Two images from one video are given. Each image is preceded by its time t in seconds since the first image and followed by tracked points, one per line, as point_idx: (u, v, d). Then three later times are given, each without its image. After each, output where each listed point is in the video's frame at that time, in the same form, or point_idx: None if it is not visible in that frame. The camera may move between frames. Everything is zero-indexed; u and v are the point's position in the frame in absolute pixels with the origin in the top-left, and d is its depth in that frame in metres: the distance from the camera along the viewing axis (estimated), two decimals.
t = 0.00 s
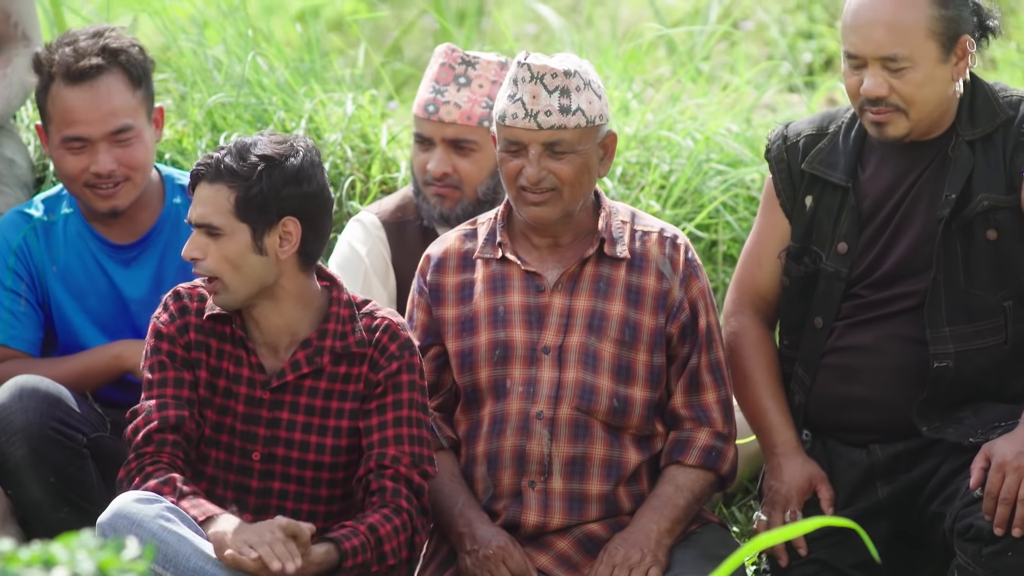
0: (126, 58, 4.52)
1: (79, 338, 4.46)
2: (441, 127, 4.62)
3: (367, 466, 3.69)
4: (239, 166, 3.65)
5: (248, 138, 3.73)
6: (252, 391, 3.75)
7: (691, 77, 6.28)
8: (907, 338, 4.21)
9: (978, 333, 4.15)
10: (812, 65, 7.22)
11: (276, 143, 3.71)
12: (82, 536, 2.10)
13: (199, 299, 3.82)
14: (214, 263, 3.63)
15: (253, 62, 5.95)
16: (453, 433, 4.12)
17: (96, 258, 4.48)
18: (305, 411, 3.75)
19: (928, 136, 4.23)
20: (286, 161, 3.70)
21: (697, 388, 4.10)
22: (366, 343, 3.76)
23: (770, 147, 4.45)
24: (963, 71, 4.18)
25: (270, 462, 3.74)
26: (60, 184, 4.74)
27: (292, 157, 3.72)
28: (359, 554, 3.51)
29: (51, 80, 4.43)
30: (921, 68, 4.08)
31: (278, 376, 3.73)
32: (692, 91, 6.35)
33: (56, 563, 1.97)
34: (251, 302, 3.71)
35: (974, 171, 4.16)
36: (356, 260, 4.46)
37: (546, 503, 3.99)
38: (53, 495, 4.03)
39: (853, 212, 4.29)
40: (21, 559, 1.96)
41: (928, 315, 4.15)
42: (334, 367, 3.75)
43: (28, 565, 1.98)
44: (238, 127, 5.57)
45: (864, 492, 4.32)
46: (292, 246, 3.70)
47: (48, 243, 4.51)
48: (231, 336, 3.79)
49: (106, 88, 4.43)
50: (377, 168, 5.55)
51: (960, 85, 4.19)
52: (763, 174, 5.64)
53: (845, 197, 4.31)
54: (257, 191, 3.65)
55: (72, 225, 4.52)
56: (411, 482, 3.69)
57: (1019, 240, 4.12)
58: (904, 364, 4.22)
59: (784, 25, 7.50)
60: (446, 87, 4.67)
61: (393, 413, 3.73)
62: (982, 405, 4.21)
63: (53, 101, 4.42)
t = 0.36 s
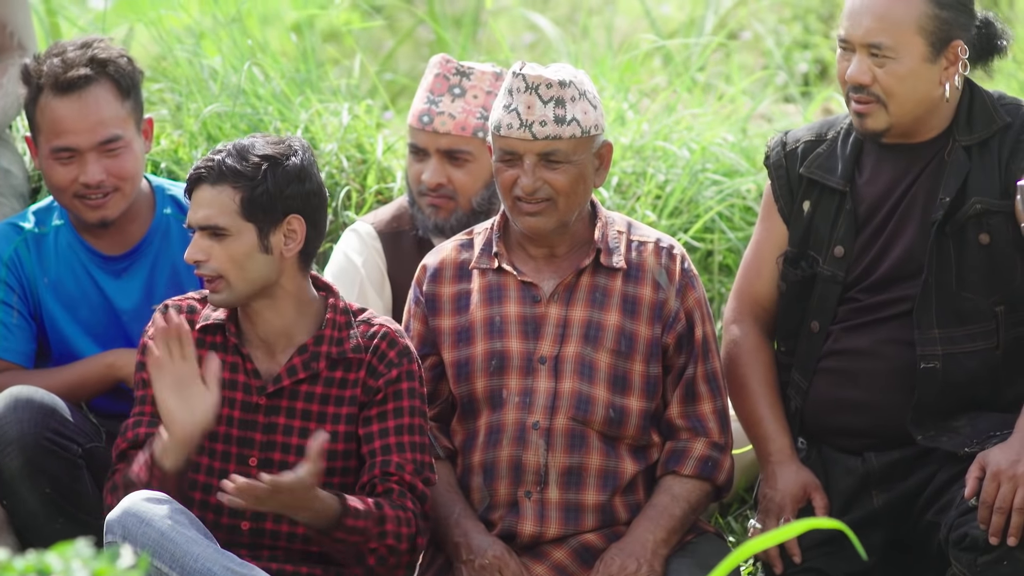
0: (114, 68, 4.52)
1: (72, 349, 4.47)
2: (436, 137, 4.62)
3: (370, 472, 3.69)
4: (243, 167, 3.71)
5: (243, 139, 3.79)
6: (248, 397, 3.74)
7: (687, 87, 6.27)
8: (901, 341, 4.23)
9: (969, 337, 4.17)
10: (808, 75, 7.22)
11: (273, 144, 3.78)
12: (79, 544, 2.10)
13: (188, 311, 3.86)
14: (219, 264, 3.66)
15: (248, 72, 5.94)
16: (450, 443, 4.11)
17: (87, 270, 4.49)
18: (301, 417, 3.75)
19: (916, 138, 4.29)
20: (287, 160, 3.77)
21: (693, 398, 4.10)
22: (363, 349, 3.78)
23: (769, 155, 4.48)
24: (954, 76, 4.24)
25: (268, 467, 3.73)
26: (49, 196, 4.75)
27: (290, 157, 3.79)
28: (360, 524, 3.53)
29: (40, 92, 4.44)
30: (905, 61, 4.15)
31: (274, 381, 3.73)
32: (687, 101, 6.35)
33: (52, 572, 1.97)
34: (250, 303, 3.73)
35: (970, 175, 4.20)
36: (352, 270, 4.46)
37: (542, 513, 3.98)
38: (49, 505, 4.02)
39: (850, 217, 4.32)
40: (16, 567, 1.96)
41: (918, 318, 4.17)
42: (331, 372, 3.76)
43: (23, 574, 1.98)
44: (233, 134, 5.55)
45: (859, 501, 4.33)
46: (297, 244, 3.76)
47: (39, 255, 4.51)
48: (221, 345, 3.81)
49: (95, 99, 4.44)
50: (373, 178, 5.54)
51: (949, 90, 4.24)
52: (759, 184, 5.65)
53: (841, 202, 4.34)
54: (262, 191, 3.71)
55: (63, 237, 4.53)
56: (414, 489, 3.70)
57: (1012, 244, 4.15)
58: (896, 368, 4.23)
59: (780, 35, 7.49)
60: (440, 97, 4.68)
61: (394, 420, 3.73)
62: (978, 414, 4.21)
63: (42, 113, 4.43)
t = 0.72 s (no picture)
0: (118, 75, 4.54)
1: (75, 356, 4.47)
2: (437, 145, 4.62)
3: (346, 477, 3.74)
4: (237, 171, 3.74)
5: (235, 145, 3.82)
6: (239, 408, 3.77)
7: (687, 96, 6.27)
8: (902, 346, 4.22)
9: (967, 341, 4.17)
10: (808, 83, 7.21)
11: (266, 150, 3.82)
12: (80, 555, 2.13)
13: (177, 324, 3.86)
14: (213, 268, 3.68)
15: (248, 80, 5.94)
16: (450, 452, 4.12)
17: (90, 276, 4.49)
18: (292, 426, 3.78)
19: (918, 142, 4.29)
20: (280, 166, 3.81)
21: (692, 407, 4.10)
22: (350, 357, 3.80)
23: (773, 159, 4.47)
24: (957, 81, 4.23)
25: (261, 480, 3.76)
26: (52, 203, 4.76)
27: (283, 164, 3.83)
28: (312, 527, 3.59)
29: (43, 97, 4.45)
30: (906, 63, 4.15)
31: (264, 391, 3.76)
32: (688, 109, 6.35)
33: None
34: (240, 309, 3.74)
35: (972, 179, 4.20)
36: (352, 278, 4.48)
37: (542, 522, 3.98)
38: (50, 514, 4.03)
39: (852, 221, 4.31)
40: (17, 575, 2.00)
41: (917, 320, 4.16)
42: (320, 379, 3.79)
43: None
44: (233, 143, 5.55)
45: (859, 509, 4.32)
46: (289, 250, 3.79)
47: (42, 261, 4.52)
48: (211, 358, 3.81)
49: (98, 105, 4.44)
50: (373, 187, 5.55)
51: (950, 95, 4.21)
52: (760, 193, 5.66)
53: (845, 206, 4.34)
54: (257, 195, 3.74)
55: (66, 243, 4.54)
56: (390, 495, 3.74)
57: (1013, 251, 4.16)
58: (897, 373, 4.23)
59: (780, 44, 7.49)
60: (441, 105, 4.67)
61: (375, 425, 3.76)
62: (979, 421, 4.22)
63: (45, 119, 4.43)
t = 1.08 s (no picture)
0: (115, 84, 4.55)
1: (71, 362, 4.47)
2: (434, 155, 4.62)
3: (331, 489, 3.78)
4: (240, 192, 3.73)
5: (234, 162, 3.79)
6: (229, 416, 3.80)
7: (680, 103, 6.28)
8: (898, 355, 4.22)
9: (964, 351, 4.18)
10: (801, 92, 7.21)
11: (266, 168, 3.81)
12: (69, 561, 2.21)
13: (166, 331, 3.87)
14: (217, 289, 3.67)
15: (242, 89, 5.95)
16: (442, 460, 4.12)
17: (87, 283, 4.50)
18: (283, 434, 3.80)
19: (918, 153, 4.28)
20: (281, 185, 3.81)
21: (685, 415, 4.10)
22: (340, 369, 3.83)
23: (769, 167, 4.47)
24: (955, 95, 4.23)
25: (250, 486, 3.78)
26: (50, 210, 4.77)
27: (284, 182, 3.83)
28: (293, 522, 3.60)
29: (39, 104, 4.47)
30: (904, 78, 4.15)
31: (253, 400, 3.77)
32: (681, 117, 6.36)
33: None
34: (241, 325, 3.74)
35: (970, 190, 4.21)
36: (347, 287, 4.48)
37: (535, 530, 3.98)
38: (43, 522, 4.03)
39: (849, 229, 4.32)
40: None
41: (915, 330, 4.16)
42: (311, 390, 3.81)
43: None
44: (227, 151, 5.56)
45: (852, 519, 4.30)
46: (291, 269, 3.81)
47: (40, 267, 4.53)
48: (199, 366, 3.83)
49: (91, 114, 4.46)
50: (366, 195, 5.55)
51: (950, 110, 4.23)
52: (753, 201, 5.67)
53: (841, 214, 4.34)
54: (261, 217, 3.74)
55: (64, 249, 4.54)
56: (371, 512, 3.78)
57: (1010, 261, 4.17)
58: (894, 382, 4.23)
59: (774, 52, 7.48)
60: (439, 116, 4.68)
61: (363, 439, 3.80)
62: (974, 430, 4.23)
63: (39, 125, 4.46)
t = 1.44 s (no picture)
0: (105, 94, 4.56)
1: (56, 370, 4.47)
2: (421, 162, 4.62)
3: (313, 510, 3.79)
4: (239, 218, 3.73)
5: (224, 187, 3.78)
6: (213, 439, 3.80)
7: (664, 112, 6.29)
8: (884, 365, 4.23)
9: (950, 361, 4.18)
10: (784, 100, 7.23)
11: (256, 193, 3.82)
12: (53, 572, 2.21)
13: (147, 351, 3.85)
14: (214, 314, 3.66)
15: (225, 97, 5.96)
16: (425, 468, 4.11)
17: (74, 291, 4.50)
18: (266, 457, 3.81)
19: (907, 163, 4.29)
20: (274, 210, 3.83)
21: (668, 422, 4.09)
22: (322, 390, 3.83)
23: (754, 175, 4.47)
24: (943, 108, 4.24)
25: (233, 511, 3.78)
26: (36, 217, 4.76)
27: (275, 207, 3.85)
28: (279, 557, 3.62)
29: (28, 112, 4.47)
30: (892, 91, 4.15)
31: (237, 423, 3.79)
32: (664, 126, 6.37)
33: None
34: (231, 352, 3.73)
35: (957, 201, 4.22)
36: (330, 295, 4.49)
37: (517, 538, 3.98)
38: (25, 529, 4.03)
39: (834, 238, 4.32)
40: None
41: (902, 340, 4.17)
42: (294, 411, 3.82)
43: None
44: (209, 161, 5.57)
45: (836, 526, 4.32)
46: (281, 292, 3.84)
47: (27, 273, 4.52)
48: (182, 387, 3.83)
49: (79, 125, 4.45)
50: (349, 203, 5.56)
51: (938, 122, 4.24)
52: (736, 210, 5.68)
53: (827, 223, 4.34)
54: (258, 242, 3.76)
55: (52, 256, 4.54)
56: (354, 530, 3.79)
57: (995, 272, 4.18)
58: (880, 391, 4.23)
59: (757, 60, 7.48)
60: (426, 124, 4.69)
61: (345, 458, 3.82)
62: (957, 438, 4.23)
63: (27, 132, 4.45)
